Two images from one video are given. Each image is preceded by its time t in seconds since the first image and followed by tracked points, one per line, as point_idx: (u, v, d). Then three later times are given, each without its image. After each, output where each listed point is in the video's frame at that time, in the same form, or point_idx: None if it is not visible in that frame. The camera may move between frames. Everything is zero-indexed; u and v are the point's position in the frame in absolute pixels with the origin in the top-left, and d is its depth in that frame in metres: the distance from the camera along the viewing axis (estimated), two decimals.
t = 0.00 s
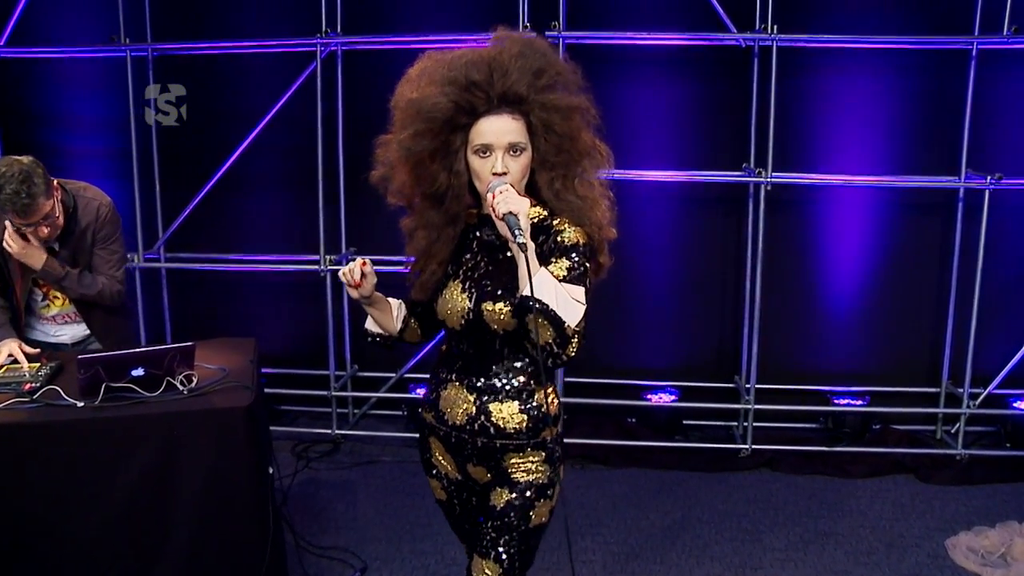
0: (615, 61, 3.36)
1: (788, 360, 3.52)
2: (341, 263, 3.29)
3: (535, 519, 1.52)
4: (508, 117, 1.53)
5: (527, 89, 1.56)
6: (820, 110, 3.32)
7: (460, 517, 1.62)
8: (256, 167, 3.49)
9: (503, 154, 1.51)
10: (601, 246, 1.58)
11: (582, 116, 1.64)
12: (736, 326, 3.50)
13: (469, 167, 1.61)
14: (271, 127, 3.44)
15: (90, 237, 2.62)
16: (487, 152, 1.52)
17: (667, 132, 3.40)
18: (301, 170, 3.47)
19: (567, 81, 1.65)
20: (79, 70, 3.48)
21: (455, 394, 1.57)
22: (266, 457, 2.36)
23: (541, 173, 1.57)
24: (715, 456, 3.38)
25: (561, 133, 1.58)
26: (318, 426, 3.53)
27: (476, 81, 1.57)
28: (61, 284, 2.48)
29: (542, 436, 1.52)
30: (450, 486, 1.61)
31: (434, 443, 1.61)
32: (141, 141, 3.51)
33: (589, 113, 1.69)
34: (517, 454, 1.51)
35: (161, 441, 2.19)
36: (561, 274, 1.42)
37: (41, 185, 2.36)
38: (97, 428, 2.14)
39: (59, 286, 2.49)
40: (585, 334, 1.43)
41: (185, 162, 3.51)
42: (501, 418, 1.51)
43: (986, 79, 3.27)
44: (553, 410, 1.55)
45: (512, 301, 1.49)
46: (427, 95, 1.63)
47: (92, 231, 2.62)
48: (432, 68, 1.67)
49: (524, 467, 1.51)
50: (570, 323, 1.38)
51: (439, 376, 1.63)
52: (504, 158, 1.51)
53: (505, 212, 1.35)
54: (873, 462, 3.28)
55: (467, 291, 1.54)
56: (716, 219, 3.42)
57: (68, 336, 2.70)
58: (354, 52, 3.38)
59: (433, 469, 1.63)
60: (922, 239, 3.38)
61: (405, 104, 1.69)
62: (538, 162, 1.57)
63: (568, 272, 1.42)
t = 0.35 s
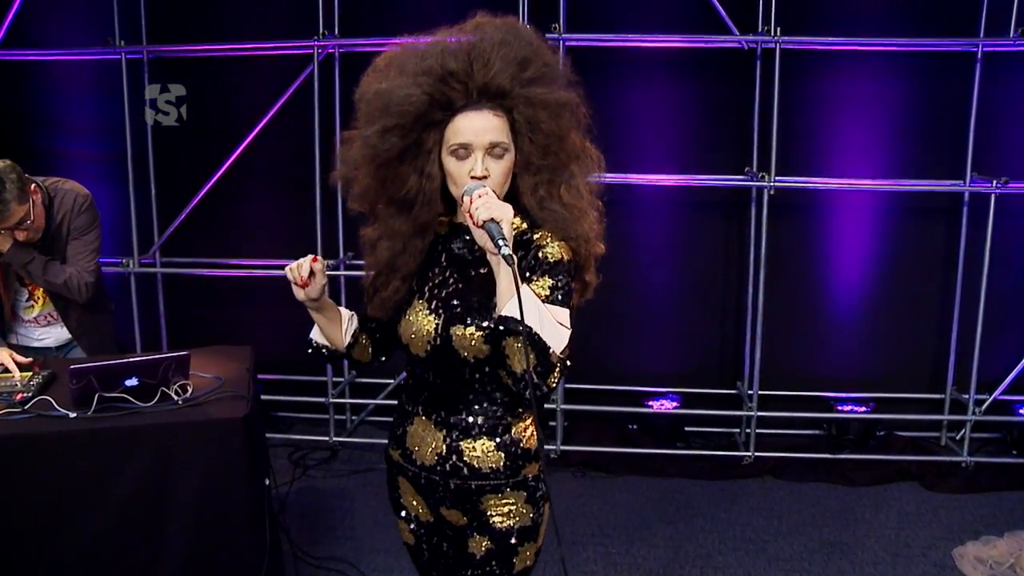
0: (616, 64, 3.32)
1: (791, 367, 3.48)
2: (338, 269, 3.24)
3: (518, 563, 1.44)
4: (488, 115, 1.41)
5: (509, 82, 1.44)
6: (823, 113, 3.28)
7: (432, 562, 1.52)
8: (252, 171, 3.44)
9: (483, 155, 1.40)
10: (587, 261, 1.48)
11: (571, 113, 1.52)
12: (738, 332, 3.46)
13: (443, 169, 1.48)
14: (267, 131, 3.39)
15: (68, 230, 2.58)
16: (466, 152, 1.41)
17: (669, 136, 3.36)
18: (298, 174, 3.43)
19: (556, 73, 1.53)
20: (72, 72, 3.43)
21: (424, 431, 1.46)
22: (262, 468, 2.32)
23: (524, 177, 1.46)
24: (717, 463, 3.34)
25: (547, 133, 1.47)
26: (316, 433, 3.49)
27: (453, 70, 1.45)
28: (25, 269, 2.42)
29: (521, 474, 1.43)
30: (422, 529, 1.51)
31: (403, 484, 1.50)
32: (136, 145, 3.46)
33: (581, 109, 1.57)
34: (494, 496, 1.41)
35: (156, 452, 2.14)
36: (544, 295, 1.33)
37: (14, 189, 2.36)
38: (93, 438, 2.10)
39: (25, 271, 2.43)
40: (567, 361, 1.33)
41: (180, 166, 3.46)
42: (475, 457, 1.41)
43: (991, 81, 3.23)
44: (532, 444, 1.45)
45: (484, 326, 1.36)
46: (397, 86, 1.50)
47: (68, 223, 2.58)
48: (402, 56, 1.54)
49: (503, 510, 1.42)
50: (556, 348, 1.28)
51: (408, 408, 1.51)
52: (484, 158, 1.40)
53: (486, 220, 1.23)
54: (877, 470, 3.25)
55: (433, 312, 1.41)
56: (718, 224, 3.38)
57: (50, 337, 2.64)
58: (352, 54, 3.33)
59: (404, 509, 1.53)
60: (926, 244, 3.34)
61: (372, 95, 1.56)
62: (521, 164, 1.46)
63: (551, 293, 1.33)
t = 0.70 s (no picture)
0: (630, 65, 3.29)
1: (805, 371, 3.45)
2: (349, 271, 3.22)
3: None
4: (484, 127, 1.36)
5: (506, 89, 1.39)
6: (840, 115, 3.25)
7: None
8: (263, 172, 3.42)
9: (478, 168, 1.35)
10: (590, 277, 1.46)
11: (572, 121, 1.49)
12: (752, 336, 3.43)
13: (434, 183, 1.44)
14: (278, 132, 3.37)
15: (77, 230, 2.55)
16: (459, 166, 1.36)
17: (682, 138, 3.33)
18: (309, 175, 3.41)
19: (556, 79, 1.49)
20: (82, 72, 3.41)
21: (421, 458, 1.42)
22: (274, 474, 2.29)
23: (523, 191, 1.43)
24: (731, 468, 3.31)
25: (546, 143, 1.43)
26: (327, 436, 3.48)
27: (445, 78, 1.39)
28: (32, 268, 2.40)
29: (527, 501, 1.40)
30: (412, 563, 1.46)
31: (396, 513, 1.46)
32: (146, 145, 3.44)
33: (583, 116, 1.54)
34: (497, 525, 1.38)
35: (168, 457, 2.12)
36: (546, 319, 1.28)
37: (16, 189, 2.34)
38: (104, 443, 2.08)
39: (31, 271, 2.40)
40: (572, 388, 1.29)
41: (190, 168, 3.45)
42: (479, 485, 1.38)
43: (1010, 84, 3.20)
44: (536, 468, 1.43)
45: (483, 351, 1.33)
46: (384, 97, 1.45)
47: (77, 225, 2.56)
48: (389, 62, 1.47)
49: (507, 539, 1.39)
50: (562, 378, 1.23)
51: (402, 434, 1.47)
52: (479, 172, 1.35)
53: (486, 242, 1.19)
54: (893, 476, 3.21)
55: (428, 337, 1.39)
56: (732, 226, 3.34)
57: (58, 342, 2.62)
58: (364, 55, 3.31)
59: (392, 541, 1.46)
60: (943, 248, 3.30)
61: (356, 106, 1.50)
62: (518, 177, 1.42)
63: (555, 317, 1.28)
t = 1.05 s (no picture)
0: (661, 66, 3.25)
1: (837, 377, 3.41)
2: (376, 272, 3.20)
3: None
4: (479, 132, 1.24)
5: (503, 91, 1.26)
6: (874, 116, 3.20)
7: None
8: (291, 173, 3.41)
9: (474, 177, 1.22)
10: (604, 290, 1.32)
11: (578, 125, 1.36)
12: (783, 340, 3.39)
13: (429, 194, 1.32)
14: (306, 133, 3.35)
15: (113, 229, 2.55)
16: (454, 176, 1.23)
17: (714, 139, 3.29)
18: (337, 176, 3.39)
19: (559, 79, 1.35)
20: (111, 72, 3.41)
21: (439, 483, 1.28)
22: (305, 480, 2.27)
23: (526, 201, 1.29)
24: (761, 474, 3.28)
25: (550, 149, 1.29)
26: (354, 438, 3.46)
27: (436, 83, 1.26)
28: (69, 268, 2.40)
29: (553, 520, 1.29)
30: None
31: (408, 540, 1.32)
32: (173, 146, 3.43)
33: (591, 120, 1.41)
34: (524, 549, 1.26)
35: (200, 462, 2.10)
36: (560, 332, 1.17)
37: (63, 192, 2.32)
38: (135, 448, 2.06)
39: (68, 271, 2.41)
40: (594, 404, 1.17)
41: (217, 168, 3.43)
42: (506, 509, 1.25)
43: None
44: (558, 485, 1.31)
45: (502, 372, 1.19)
46: (371, 105, 1.32)
47: (114, 224, 2.55)
48: (374, 67, 1.34)
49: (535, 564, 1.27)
50: (581, 397, 1.13)
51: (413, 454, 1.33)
52: (475, 182, 1.22)
53: (488, 261, 1.08)
54: (927, 483, 3.16)
55: (443, 357, 1.24)
56: (764, 229, 3.30)
57: (87, 338, 2.64)
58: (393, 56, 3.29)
59: (403, 570, 1.32)
60: (979, 252, 3.25)
61: (343, 117, 1.38)
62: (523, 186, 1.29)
63: (566, 330, 1.17)
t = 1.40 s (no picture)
0: (695, 65, 3.22)
1: (872, 380, 3.36)
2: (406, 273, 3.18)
3: None
4: (459, 135, 1.19)
5: (485, 92, 1.21)
6: (911, 116, 3.16)
7: None
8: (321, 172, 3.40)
9: (453, 182, 1.18)
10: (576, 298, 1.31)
11: (561, 128, 1.33)
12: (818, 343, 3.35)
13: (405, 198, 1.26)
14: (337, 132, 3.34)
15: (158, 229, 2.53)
16: (431, 179, 1.19)
17: (748, 139, 3.25)
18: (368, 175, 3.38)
19: (544, 80, 1.31)
20: (143, 71, 3.41)
21: (427, 511, 1.21)
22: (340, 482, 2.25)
23: (505, 206, 1.26)
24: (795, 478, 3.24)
25: (530, 154, 1.26)
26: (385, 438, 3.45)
27: (416, 78, 1.21)
28: (113, 270, 2.39)
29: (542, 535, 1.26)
30: None
31: None
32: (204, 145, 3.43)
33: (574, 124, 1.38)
34: (519, 567, 1.23)
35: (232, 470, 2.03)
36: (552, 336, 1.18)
37: (96, 192, 2.31)
38: (171, 451, 2.00)
39: (112, 273, 2.40)
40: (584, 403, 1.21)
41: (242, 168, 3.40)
42: (502, 529, 1.20)
43: None
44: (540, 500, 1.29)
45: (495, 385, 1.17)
46: (347, 101, 1.26)
47: (158, 224, 2.54)
48: (352, 61, 1.30)
49: None
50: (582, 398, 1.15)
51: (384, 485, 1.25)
52: (454, 187, 1.18)
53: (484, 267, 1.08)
54: (965, 489, 3.12)
55: (432, 377, 1.18)
56: (799, 230, 3.26)
57: (127, 342, 2.61)
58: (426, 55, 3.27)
59: None
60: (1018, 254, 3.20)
61: (315, 111, 1.31)
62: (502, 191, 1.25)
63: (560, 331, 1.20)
